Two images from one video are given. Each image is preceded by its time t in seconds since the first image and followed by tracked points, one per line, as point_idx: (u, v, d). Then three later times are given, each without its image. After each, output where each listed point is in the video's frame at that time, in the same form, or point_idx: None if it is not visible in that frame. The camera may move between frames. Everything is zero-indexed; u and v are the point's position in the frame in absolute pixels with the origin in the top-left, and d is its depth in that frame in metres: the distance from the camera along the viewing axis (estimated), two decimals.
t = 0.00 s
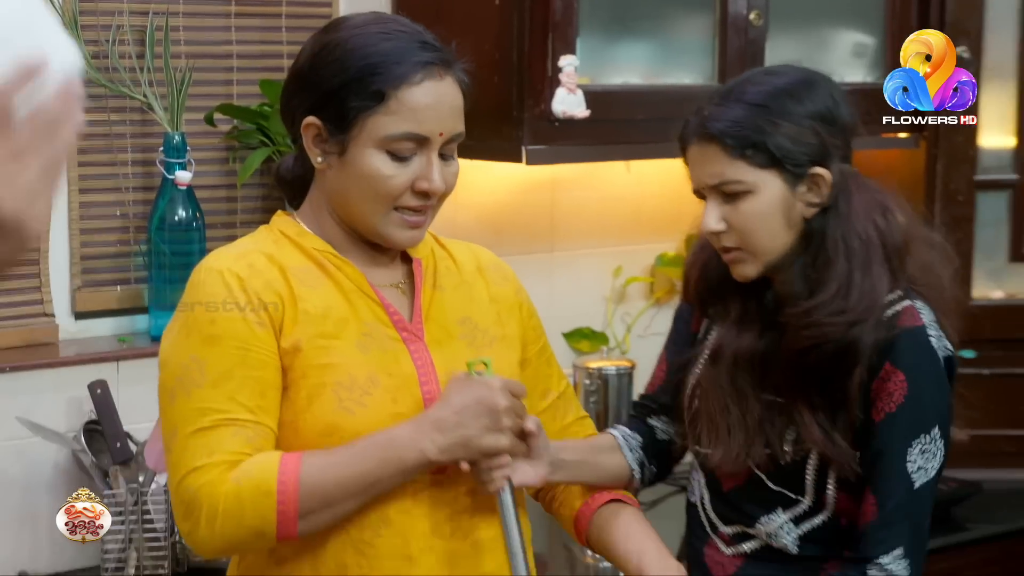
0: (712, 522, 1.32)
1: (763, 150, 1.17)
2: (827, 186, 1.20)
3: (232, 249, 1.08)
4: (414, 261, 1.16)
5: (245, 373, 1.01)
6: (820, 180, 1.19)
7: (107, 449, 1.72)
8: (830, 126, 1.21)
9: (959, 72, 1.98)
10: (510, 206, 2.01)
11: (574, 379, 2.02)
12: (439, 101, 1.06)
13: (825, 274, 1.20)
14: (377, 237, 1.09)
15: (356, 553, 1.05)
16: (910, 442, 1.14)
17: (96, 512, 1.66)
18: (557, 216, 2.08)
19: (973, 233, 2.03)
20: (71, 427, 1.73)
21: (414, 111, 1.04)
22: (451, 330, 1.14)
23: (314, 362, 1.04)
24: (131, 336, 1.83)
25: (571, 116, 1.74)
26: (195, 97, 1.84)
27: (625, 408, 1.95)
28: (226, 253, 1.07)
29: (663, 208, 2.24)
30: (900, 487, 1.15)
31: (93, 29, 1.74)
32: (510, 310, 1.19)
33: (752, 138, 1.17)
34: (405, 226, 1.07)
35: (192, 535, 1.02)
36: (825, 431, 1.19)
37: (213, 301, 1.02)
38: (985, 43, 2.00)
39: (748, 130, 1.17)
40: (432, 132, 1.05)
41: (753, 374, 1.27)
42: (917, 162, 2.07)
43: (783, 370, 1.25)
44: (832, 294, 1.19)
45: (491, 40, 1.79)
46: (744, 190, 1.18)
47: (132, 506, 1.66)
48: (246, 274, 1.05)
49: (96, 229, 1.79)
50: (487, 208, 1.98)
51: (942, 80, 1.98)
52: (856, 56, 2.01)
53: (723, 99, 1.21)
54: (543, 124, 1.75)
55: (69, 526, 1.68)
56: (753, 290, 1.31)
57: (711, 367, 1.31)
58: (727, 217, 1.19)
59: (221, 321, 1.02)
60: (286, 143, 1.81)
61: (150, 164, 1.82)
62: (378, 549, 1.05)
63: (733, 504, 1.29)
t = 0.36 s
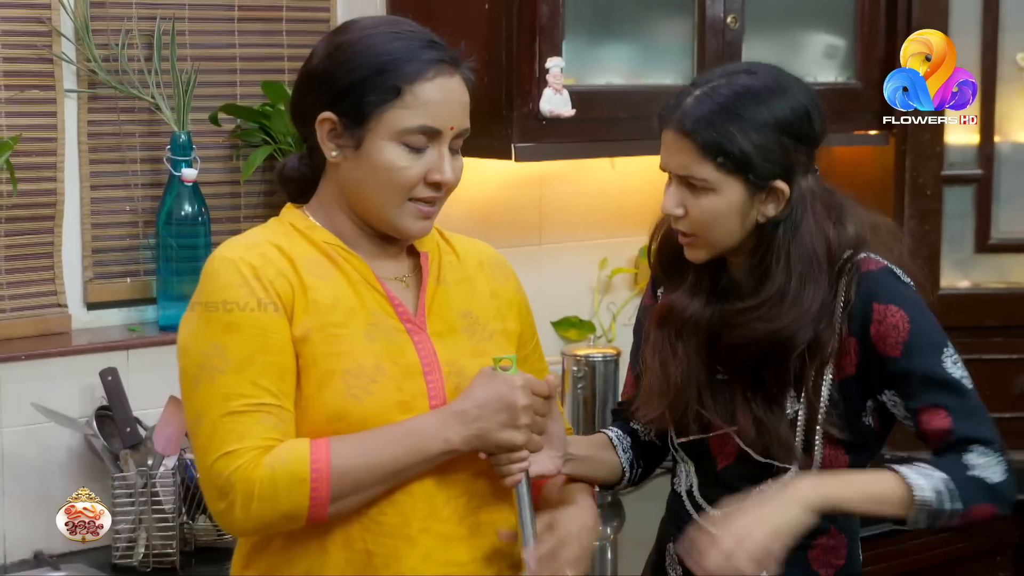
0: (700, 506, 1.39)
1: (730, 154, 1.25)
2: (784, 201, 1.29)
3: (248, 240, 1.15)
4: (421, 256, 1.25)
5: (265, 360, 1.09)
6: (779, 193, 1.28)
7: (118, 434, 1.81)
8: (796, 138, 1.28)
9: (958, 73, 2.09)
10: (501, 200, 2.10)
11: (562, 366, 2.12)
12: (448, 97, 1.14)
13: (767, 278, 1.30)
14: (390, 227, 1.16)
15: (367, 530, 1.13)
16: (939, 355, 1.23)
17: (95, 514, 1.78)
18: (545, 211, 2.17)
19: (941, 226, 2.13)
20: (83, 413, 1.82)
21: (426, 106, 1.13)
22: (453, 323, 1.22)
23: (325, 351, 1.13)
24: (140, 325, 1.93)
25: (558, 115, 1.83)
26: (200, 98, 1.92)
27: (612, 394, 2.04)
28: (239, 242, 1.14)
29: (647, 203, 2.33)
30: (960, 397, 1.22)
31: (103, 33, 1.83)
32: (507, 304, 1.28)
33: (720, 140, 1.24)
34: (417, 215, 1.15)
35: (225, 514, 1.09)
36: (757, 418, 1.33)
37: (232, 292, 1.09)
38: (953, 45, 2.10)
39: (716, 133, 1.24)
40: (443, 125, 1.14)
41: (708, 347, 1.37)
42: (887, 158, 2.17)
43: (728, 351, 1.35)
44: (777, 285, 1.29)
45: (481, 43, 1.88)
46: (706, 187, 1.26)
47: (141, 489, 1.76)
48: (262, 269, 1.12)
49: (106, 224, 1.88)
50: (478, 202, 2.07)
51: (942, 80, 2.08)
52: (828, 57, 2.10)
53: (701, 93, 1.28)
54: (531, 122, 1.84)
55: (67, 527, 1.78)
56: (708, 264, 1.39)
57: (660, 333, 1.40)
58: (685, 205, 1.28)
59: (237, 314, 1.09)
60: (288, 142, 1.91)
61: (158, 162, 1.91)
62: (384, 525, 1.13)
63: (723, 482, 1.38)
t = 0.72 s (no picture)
0: (686, 509, 1.41)
1: (714, 156, 1.30)
2: (771, 198, 1.34)
3: (251, 250, 1.14)
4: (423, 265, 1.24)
5: (275, 373, 1.09)
6: (766, 189, 1.34)
7: (122, 441, 1.81)
8: (780, 138, 1.33)
9: (958, 72, 2.09)
10: (507, 208, 2.10)
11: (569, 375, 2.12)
12: (467, 103, 1.16)
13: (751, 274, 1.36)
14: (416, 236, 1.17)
15: (367, 538, 1.13)
16: (825, 355, 1.27)
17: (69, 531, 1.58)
18: (552, 219, 2.17)
19: (949, 235, 2.13)
20: (88, 419, 1.83)
21: (450, 115, 1.14)
22: (457, 331, 1.22)
23: (334, 363, 1.12)
24: (146, 332, 1.92)
25: (564, 124, 1.83)
26: (207, 105, 1.92)
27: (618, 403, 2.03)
28: (244, 255, 1.13)
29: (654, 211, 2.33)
30: (824, 396, 1.25)
31: (111, 41, 1.84)
32: (507, 311, 1.28)
33: (704, 142, 1.30)
34: (445, 221, 1.17)
35: (240, 528, 1.08)
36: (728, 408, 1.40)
37: (242, 305, 1.09)
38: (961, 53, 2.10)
39: (701, 135, 1.30)
40: (466, 131, 1.16)
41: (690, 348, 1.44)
42: (895, 168, 2.16)
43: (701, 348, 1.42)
44: (767, 277, 1.34)
45: (488, 51, 1.88)
46: (693, 190, 1.32)
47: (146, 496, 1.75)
48: (269, 282, 1.11)
49: (113, 230, 1.88)
50: (483, 210, 2.07)
51: (942, 80, 2.08)
52: (835, 67, 2.09)
53: (685, 97, 1.35)
54: (537, 130, 1.84)
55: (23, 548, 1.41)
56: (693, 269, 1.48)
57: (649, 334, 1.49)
58: (674, 209, 1.34)
59: (245, 325, 1.08)
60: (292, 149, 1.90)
61: (164, 169, 1.91)
62: (383, 531, 1.13)
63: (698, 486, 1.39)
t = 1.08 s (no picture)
0: (697, 513, 1.41)
1: (720, 177, 1.30)
2: (782, 203, 1.35)
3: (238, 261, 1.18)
4: (415, 265, 1.25)
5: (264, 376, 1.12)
6: (777, 197, 1.34)
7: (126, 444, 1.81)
8: (777, 142, 1.34)
9: (958, 72, 2.07)
10: (512, 208, 2.10)
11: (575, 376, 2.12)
12: (434, 116, 1.14)
13: (775, 282, 1.36)
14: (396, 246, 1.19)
15: (366, 539, 1.14)
16: (848, 359, 1.29)
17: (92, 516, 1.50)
18: (556, 219, 2.17)
19: (956, 234, 2.12)
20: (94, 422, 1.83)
21: (415, 132, 1.13)
22: (450, 328, 1.23)
23: (325, 366, 1.14)
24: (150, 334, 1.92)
25: (568, 124, 1.83)
26: (211, 107, 1.92)
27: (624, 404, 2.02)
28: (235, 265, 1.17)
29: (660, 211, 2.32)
30: (855, 403, 1.27)
31: (115, 43, 1.84)
32: (500, 304, 1.30)
33: (707, 165, 1.29)
34: (421, 233, 1.17)
35: (226, 530, 1.10)
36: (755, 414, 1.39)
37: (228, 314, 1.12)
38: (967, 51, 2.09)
39: (701, 159, 1.29)
40: (433, 147, 1.14)
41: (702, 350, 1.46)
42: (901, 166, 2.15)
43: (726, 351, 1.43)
44: (792, 279, 1.35)
45: (492, 50, 1.88)
46: (705, 214, 1.32)
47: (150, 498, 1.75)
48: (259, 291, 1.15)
49: (117, 233, 1.88)
50: (488, 210, 2.06)
51: (942, 81, 2.06)
52: (841, 66, 2.08)
53: (673, 123, 1.34)
54: (542, 131, 1.84)
55: (64, 526, 1.39)
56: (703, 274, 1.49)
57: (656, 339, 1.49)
58: (689, 233, 1.34)
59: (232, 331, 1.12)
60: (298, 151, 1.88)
61: (169, 171, 1.91)
62: (386, 533, 1.15)
63: (714, 492, 1.38)
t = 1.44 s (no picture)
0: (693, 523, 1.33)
1: (733, 146, 1.23)
2: (788, 192, 1.26)
3: (224, 252, 1.14)
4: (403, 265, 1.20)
5: (245, 359, 1.06)
6: (785, 185, 1.25)
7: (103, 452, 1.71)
8: (803, 129, 1.25)
9: (959, 72, 1.97)
10: (511, 201, 2.00)
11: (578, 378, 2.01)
12: (387, 127, 1.05)
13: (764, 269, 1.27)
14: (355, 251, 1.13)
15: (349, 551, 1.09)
16: (837, 380, 1.17)
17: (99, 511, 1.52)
18: (558, 214, 2.07)
19: (980, 225, 2.02)
20: (68, 429, 1.73)
21: (362, 142, 1.04)
22: (439, 331, 1.17)
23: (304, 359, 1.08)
24: (128, 335, 1.82)
25: (570, 112, 1.73)
26: (192, 96, 1.82)
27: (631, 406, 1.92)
28: (209, 259, 1.13)
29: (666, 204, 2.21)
30: (837, 429, 1.16)
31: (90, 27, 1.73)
32: (495, 309, 1.23)
33: (723, 130, 1.22)
34: (374, 243, 1.10)
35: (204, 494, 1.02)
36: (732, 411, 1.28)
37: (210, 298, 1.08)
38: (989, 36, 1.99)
39: (719, 121, 1.22)
40: (382, 161, 1.05)
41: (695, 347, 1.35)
42: (920, 154, 2.06)
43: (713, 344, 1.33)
44: (774, 274, 1.24)
45: (488, 35, 1.78)
46: (707, 177, 1.24)
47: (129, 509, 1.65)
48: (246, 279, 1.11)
49: (93, 229, 1.78)
50: (486, 204, 1.97)
51: (942, 81, 1.97)
52: (858, 49, 1.99)
53: (703, 79, 1.27)
54: (542, 119, 1.74)
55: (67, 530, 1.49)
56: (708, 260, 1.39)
57: (658, 329, 1.41)
58: (686, 196, 1.26)
59: (214, 313, 1.07)
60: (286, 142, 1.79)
61: (148, 163, 1.80)
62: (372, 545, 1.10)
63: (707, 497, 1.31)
